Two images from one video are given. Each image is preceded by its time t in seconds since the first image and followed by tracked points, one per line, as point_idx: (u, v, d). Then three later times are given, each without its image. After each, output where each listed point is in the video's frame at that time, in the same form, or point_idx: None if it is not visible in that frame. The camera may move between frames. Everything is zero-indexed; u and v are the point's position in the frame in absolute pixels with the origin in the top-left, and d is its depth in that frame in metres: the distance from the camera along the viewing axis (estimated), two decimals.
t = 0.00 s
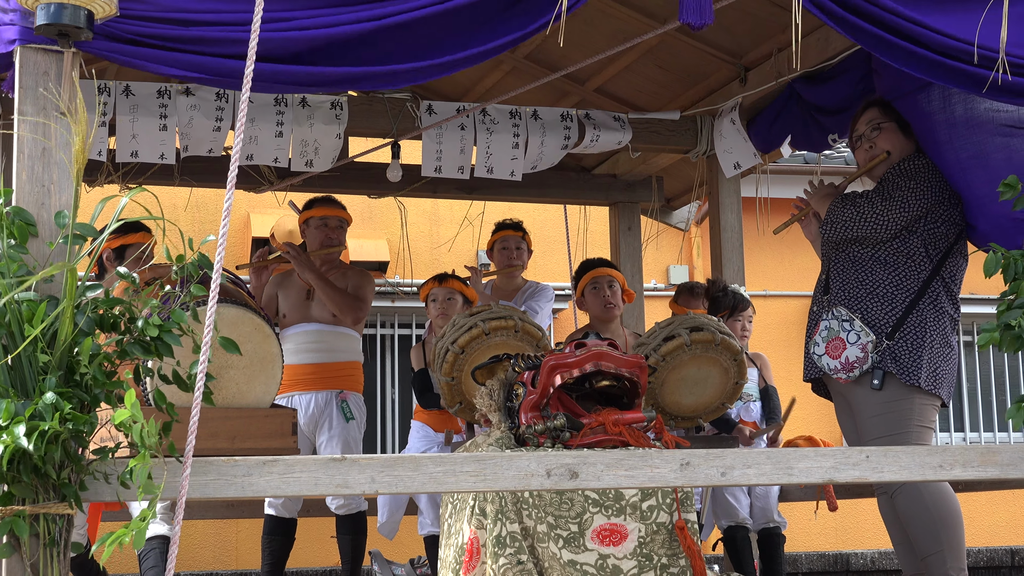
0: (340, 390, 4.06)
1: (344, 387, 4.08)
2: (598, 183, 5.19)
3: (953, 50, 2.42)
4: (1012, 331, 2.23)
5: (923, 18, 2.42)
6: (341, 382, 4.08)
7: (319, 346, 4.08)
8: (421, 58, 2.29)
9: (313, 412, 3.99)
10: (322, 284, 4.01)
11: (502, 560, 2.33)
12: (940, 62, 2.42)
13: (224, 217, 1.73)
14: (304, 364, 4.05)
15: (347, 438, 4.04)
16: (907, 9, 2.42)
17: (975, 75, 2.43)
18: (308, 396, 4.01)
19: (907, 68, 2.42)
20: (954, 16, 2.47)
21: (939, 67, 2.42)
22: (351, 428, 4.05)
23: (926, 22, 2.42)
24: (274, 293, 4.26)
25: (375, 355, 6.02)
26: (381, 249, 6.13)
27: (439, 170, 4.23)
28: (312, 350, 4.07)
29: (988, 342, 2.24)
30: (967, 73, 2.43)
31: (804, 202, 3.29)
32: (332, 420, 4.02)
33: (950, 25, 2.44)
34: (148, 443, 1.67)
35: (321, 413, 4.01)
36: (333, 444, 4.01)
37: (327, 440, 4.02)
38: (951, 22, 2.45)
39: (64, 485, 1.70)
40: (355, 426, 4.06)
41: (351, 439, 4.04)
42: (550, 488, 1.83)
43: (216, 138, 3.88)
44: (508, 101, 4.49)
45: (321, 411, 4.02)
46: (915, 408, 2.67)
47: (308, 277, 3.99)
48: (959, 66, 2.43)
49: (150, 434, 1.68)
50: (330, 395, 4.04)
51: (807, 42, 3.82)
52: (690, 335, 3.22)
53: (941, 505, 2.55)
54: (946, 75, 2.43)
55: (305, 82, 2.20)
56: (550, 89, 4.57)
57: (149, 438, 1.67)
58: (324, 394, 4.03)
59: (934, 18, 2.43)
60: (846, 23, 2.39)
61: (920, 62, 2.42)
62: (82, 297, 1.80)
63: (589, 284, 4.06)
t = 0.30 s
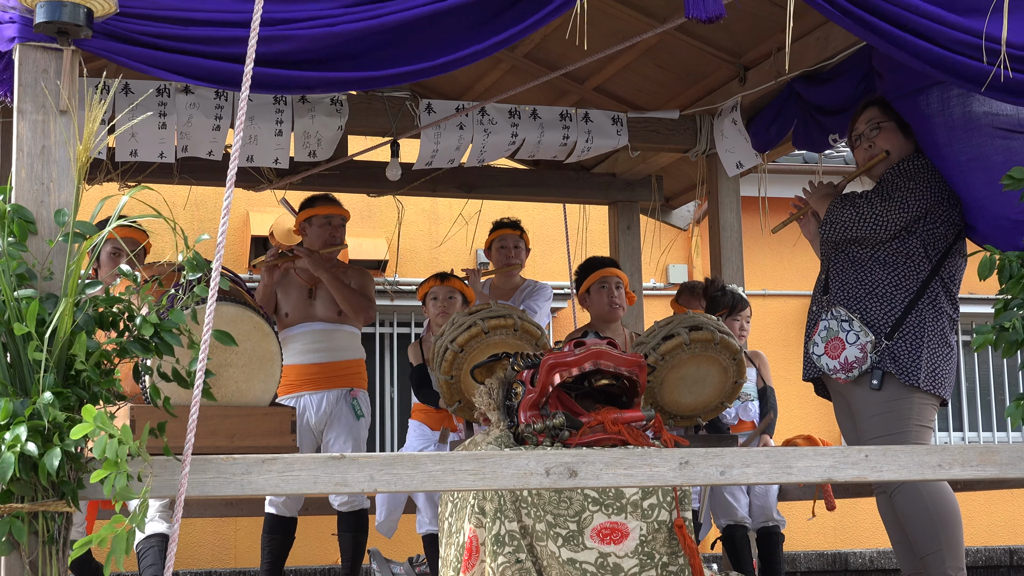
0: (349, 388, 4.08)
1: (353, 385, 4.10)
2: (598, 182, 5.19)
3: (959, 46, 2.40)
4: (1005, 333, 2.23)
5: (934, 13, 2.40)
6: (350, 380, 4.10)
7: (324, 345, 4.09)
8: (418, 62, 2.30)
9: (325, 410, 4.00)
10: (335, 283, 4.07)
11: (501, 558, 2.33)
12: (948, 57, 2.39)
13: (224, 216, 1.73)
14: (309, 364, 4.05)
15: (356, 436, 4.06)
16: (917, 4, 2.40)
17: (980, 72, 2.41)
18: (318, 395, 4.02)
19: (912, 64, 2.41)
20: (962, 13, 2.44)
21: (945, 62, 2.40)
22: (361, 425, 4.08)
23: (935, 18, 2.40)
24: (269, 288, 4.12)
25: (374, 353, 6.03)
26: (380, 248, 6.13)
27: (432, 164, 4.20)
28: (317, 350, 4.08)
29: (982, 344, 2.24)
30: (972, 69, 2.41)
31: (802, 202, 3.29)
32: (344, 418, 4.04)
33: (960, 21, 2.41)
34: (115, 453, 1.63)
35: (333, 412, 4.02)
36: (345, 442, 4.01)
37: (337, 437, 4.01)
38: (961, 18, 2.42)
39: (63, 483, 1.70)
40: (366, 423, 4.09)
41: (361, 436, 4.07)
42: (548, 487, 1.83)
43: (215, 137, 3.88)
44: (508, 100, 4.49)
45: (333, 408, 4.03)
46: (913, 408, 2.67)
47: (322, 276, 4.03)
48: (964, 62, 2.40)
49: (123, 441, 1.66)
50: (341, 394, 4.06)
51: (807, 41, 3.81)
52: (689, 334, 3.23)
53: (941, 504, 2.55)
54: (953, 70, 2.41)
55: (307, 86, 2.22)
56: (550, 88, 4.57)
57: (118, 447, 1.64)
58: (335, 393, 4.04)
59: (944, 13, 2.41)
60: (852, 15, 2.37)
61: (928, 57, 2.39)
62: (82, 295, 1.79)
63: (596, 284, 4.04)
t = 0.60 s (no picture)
0: (359, 387, 4.11)
1: (363, 383, 4.12)
2: (597, 181, 5.19)
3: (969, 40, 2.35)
4: (1015, 321, 2.24)
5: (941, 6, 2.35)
6: (359, 379, 4.11)
7: (333, 345, 4.10)
8: (419, 61, 2.29)
9: (338, 408, 4.04)
10: (349, 279, 4.11)
11: (500, 557, 2.33)
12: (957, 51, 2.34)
13: (223, 215, 1.72)
14: (318, 364, 4.04)
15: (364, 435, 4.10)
16: None
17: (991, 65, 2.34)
18: (329, 395, 4.04)
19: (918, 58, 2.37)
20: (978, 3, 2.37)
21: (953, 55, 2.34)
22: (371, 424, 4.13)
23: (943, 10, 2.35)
24: (276, 291, 4.02)
25: (374, 352, 6.03)
26: (380, 246, 6.13)
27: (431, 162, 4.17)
28: (325, 351, 4.07)
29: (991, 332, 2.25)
30: (981, 63, 2.34)
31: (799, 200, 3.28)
32: (355, 416, 4.07)
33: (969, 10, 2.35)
34: (124, 434, 1.62)
35: (344, 411, 4.06)
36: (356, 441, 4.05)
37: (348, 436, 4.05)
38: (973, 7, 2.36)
39: (62, 481, 1.70)
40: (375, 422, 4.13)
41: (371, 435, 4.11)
42: (548, 485, 1.83)
43: (214, 136, 3.87)
44: (507, 98, 4.49)
45: (344, 407, 4.06)
46: (916, 406, 2.67)
47: (338, 272, 4.07)
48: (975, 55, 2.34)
49: (130, 425, 1.65)
50: (351, 394, 4.08)
51: (806, 40, 3.81)
52: (689, 332, 3.23)
53: (941, 501, 2.56)
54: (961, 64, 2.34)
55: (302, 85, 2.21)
56: (549, 87, 4.57)
57: (126, 429, 1.63)
58: (346, 393, 4.07)
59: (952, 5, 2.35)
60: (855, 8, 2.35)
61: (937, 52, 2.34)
62: (80, 293, 1.79)
63: (601, 282, 4.02)
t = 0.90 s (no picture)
0: (359, 386, 4.12)
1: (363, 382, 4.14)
2: (596, 179, 5.19)
3: (981, 41, 2.36)
4: (1011, 324, 2.24)
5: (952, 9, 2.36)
6: (360, 378, 4.13)
7: (333, 343, 4.10)
8: (419, 58, 2.29)
9: (340, 408, 4.06)
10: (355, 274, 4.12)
11: (499, 555, 2.31)
12: (973, 51, 2.33)
13: (222, 216, 1.71)
14: (315, 364, 4.04)
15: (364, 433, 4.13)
16: None
17: (1004, 64, 2.35)
18: (330, 395, 4.05)
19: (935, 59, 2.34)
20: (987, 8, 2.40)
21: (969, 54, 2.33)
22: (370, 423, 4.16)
23: (954, 13, 2.36)
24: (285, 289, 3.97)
25: (372, 350, 6.04)
26: (379, 245, 6.13)
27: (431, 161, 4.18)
28: (327, 350, 4.07)
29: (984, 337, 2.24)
30: (988, 59, 2.35)
31: (798, 197, 3.28)
32: (356, 416, 4.10)
33: (982, 14, 2.37)
34: (106, 415, 1.62)
35: (345, 411, 4.08)
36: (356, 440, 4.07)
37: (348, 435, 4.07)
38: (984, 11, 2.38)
39: (61, 479, 1.70)
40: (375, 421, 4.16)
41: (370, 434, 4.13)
42: (547, 484, 1.83)
43: (213, 133, 3.88)
44: (506, 97, 4.49)
45: (345, 406, 4.08)
46: (918, 403, 2.67)
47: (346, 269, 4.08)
48: (989, 54, 2.34)
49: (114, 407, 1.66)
50: (352, 392, 4.10)
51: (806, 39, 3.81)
52: (688, 331, 3.22)
53: (940, 500, 2.55)
54: (977, 63, 2.34)
55: (303, 82, 2.19)
56: (548, 85, 4.57)
57: (108, 410, 1.64)
58: (347, 391, 4.08)
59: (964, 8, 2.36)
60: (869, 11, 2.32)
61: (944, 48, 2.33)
62: (79, 292, 1.78)
63: (602, 281, 4.02)
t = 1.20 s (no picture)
0: (350, 386, 4.09)
1: (354, 383, 4.10)
2: (595, 180, 5.18)
3: (969, 44, 2.38)
4: (1013, 326, 2.24)
5: (939, 9, 2.37)
6: (351, 378, 4.10)
7: (325, 343, 4.09)
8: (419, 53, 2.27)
9: (328, 408, 4.02)
10: (342, 276, 4.08)
11: (497, 556, 2.31)
12: (958, 55, 2.36)
13: (219, 217, 1.71)
14: (308, 363, 4.04)
15: (355, 434, 4.09)
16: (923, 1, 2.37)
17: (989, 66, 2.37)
18: (320, 394, 4.02)
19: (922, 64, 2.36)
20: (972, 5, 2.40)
21: (954, 58, 2.36)
22: (361, 423, 4.11)
23: (941, 14, 2.37)
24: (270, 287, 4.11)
25: (370, 351, 6.04)
26: (377, 246, 6.13)
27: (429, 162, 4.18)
28: (315, 350, 4.07)
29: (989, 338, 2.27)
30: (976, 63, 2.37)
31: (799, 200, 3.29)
32: (345, 416, 4.05)
33: (967, 13, 2.38)
34: (119, 450, 1.64)
35: (335, 410, 4.04)
36: (346, 441, 4.03)
37: (337, 437, 4.02)
38: (970, 10, 2.39)
39: (60, 482, 1.70)
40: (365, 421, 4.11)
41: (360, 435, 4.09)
42: (545, 485, 1.83)
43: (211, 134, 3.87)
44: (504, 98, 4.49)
45: (334, 407, 4.04)
46: (915, 405, 2.68)
47: (329, 270, 4.04)
48: (977, 59, 2.37)
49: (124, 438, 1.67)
50: (341, 393, 4.06)
51: (803, 39, 3.81)
52: (686, 332, 3.23)
53: (937, 502, 2.56)
54: (962, 68, 2.37)
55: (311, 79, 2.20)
56: (546, 86, 4.57)
57: (120, 444, 1.64)
58: (336, 391, 4.05)
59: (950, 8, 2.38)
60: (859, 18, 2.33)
61: (932, 54, 2.35)
62: (77, 294, 1.78)
63: (602, 283, 4.02)
